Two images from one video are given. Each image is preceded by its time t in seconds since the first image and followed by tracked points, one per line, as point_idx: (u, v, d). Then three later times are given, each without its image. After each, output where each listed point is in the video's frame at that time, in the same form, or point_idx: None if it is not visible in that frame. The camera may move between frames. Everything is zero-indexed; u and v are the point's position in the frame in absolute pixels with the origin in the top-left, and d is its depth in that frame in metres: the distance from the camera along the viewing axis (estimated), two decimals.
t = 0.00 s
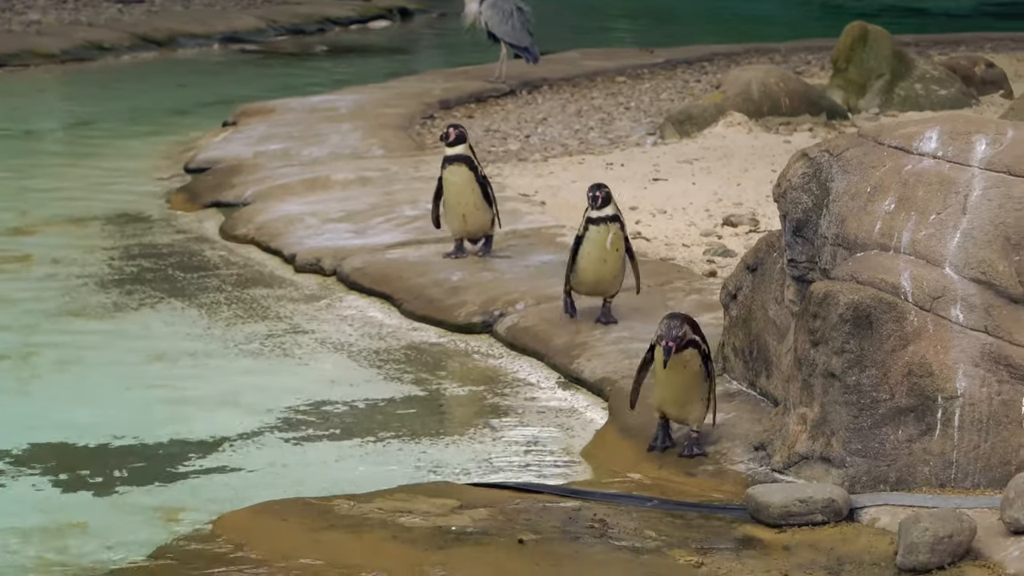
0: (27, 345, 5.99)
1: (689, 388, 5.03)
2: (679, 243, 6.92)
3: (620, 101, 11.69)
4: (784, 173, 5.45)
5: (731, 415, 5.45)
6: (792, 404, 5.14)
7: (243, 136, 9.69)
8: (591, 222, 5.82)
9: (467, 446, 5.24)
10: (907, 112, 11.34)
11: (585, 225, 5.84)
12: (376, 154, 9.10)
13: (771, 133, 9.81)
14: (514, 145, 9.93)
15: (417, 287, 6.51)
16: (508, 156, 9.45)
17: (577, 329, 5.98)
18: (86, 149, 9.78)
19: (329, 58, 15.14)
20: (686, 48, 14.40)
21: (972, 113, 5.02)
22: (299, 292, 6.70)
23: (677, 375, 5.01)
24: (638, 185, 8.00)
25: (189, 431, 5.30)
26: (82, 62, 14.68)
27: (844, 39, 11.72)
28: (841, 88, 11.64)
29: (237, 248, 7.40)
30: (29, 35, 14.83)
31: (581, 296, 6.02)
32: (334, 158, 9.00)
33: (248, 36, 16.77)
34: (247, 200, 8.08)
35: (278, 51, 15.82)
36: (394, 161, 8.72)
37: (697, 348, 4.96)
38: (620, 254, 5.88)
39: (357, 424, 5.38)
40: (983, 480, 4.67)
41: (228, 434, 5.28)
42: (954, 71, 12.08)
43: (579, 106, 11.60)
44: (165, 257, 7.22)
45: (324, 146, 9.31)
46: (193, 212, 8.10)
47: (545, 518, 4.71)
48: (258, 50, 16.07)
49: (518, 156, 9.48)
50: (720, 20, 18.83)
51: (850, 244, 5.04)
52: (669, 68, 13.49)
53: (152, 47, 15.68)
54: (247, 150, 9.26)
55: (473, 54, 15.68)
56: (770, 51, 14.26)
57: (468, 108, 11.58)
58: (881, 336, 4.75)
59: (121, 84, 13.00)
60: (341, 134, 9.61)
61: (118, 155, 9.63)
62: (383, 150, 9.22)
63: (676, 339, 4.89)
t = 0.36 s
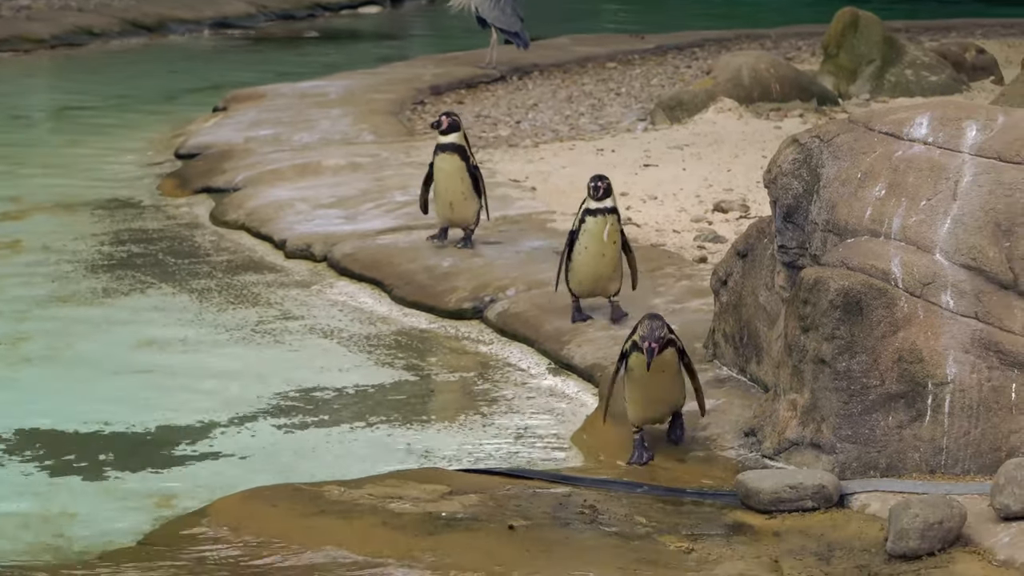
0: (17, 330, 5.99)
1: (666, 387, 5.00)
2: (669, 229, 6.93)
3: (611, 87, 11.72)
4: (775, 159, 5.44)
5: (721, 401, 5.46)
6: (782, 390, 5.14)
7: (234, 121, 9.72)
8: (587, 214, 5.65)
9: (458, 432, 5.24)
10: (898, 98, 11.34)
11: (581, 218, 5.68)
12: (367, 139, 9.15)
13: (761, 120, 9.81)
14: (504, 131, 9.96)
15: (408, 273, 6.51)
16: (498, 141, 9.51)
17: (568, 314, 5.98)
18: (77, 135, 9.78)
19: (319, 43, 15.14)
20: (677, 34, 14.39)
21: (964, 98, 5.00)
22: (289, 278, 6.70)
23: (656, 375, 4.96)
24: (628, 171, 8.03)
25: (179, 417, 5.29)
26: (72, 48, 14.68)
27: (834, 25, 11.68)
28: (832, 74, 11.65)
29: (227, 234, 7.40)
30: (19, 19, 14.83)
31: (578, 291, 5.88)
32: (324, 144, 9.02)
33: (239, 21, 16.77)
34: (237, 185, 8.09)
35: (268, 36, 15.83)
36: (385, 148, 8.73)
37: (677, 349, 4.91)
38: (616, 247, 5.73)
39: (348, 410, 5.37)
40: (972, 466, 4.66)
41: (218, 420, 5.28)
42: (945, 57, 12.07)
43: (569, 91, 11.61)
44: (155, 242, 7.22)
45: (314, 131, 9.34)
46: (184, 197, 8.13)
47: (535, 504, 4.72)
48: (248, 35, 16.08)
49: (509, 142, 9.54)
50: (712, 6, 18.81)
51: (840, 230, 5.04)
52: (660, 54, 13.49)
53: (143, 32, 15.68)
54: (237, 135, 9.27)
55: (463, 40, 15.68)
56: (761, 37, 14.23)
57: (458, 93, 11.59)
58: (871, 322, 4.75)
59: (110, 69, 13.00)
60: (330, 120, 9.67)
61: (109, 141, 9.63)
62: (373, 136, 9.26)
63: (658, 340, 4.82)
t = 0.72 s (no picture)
0: (13, 315, 5.99)
1: (656, 385, 4.92)
2: (665, 215, 6.96)
3: (606, 72, 11.72)
4: (770, 145, 5.43)
5: (716, 386, 5.47)
6: (778, 375, 5.13)
7: (228, 106, 9.72)
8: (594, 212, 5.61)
9: (454, 418, 5.24)
10: (893, 83, 11.34)
11: (589, 217, 5.63)
12: (362, 125, 9.20)
13: (757, 104, 9.82)
14: (499, 116, 9.98)
15: (403, 258, 6.52)
16: (494, 126, 9.52)
17: (564, 299, 5.98)
18: (72, 121, 9.78)
19: (314, 29, 15.14)
20: (673, 20, 14.38)
21: (959, 84, 5.00)
22: (283, 262, 6.71)
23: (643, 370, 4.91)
24: (624, 157, 8.07)
25: (175, 402, 5.29)
26: (68, 34, 14.68)
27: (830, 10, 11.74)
28: (827, 60, 11.66)
29: (222, 219, 7.40)
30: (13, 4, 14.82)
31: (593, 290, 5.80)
32: (319, 129, 9.04)
33: (233, 7, 16.76)
34: (232, 171, 8.12)
35: (263, 21, 15.82)
36: (379, 132, 8.74)
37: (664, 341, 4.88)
38: (627, 242, 5.69)
39: (343, 395, 5.38)
40: (968, 451, 4.67)
41: (214, 405, 5.28)
42: (941, 42, 12.07)
43: (564, 76, 11.62)
44: (149, 227, 7.23)
45: (309, 117, 9.35)
46: (180, 182, 8.15)
47: (531, 489, 4.71)
48: (243, 21, 16.08)
49: (504, 127, 9.56)
50: None
51: (836, 216, 5.04)
52: (655, 39, 13.48)
53: (138, 18, 15.68)
54: (232, 121, 9.27)
55: (458, 25, 15.67)
56: (756, 22, 14.23)
57: (453, 79, 11.60)
58: (866, 307, 4.74)
59: (105, 53, 13.01)
60: (325, 104, 9.69)
61: (103, 128, 9.63)
62: (368, 121, 9.31)
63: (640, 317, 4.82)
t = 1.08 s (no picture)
0: (7, 291, 6.06)
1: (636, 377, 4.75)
2: (658, 187, 7.04)
3: (600, 45, 11.73)
4: (763, 118, 5.43)
5: (710, 359, 5.49)
6: (771, 348, 5.14)
7: (221, 81, 9.82)
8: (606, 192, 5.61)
9: (447, 391, 5.26)
10: (886, 57, 11.33)
11: (600, 196, 5.63)
12: (354, 97, 9.32)
13: (750, 78, 9.85)
14: (492, 90, 10.05)
15: (397, 231, 6.58)
16: (486, 101, 9.59)
17: (558, 273, 6.00)
18: (69, 100, 9.82)
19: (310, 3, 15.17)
20: None
21: (951, 58, 5.02)
22: (277, 237, 6.79)
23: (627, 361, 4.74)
24: (618, 129, 8.21)
25: (168, 376, 5.33)
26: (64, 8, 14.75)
27: None
28: (820, 33, 11.67)
29: (215, 192, 7.54)
30: None
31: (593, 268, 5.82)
32: (312, 103, 9.11)
33: None
34: (224, 145, 8.30)
35: None
36: (372, 108, 8.82)
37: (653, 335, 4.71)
38: (635, 226, 5.69)
39: (337, 368, 5.41)
40: (960, 424, 4.67)
41: (207, 378, 5.32)
42: (935, 16, 12.05)
43: (558, 49, 11.64)
44: (142, 201, 7.36)
45: (302, 91, 9.44)
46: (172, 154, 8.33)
47: (524, 462, 4.73)
48: None
49: (497, 101, 9.62)
50: None
51: (829, 189, 5.03)
52: (650, 13, 13.47)
53: None
54: (226, 95, 9.40)
55: None
56: None
57: (447, 52, 11.66)
58: (859, 281, 4.74)
59: (100, 26, 13.11)
60: (319, 78, 9.83)
61: (101, 107, 9.67)
62: (361, 95, 9.41)
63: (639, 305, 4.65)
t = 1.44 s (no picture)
0: None
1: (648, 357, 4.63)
2: (650, 157, 7.07)
3: (592, 15, 11.78)
4: (755, 89, 5.43)
5: (702, 329, 5.49)
6: (763, 318, 5.14)
7: (213, 52, 10.27)
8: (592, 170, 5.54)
9: (439, 360, 5.27)
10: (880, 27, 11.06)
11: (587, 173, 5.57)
12: (346, 67, 9.68)
13: (741, 48, 9.92)
14: (484, 60, 10.19)
15: (389, 202, 6.66)
16: (478, 71, 9.71)
17: (549, 243, 6.04)
18: (66, 81, 9.86)
19: None
20: None
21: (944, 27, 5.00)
22: (270, 207, 6.89)
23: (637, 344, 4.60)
24: (609, 99, 8.26)
25: (160, 345, 5.35)
26: None
27: None
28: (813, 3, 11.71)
29: (207, 162, 7.71)
30: None
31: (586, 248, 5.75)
32: (303, 74, 9.46)
33: None
34: (216, 115, 8.54)
35: None
36: (365, 79, 9.10)
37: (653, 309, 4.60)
38: (622, 204, 5.61)
39: (329, 339, 5.42)
40: (953, 394, 4.64)
41: (199, 347, 5.33)
42: None
43: (551, 19, 11.69)
44: (135, 172, 7.48)
45: (294, 61, 9.81)
46: (164, 125, 8.58)
47: (517, 432, 4.73)
48: None
49: (489, 71, 9.73)
50: None
51: (821, 158, 5.01)
52: None
53: None
54: (217, 65, 9.77)
55: None
56: None
57: (438, 23, 11.85)
58: (851, 250, 4.73)
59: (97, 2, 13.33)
60: (309, 49, 10.20)
61: (97, 85, 9.78)
62: (352, 64, 9.78)
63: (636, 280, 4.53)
